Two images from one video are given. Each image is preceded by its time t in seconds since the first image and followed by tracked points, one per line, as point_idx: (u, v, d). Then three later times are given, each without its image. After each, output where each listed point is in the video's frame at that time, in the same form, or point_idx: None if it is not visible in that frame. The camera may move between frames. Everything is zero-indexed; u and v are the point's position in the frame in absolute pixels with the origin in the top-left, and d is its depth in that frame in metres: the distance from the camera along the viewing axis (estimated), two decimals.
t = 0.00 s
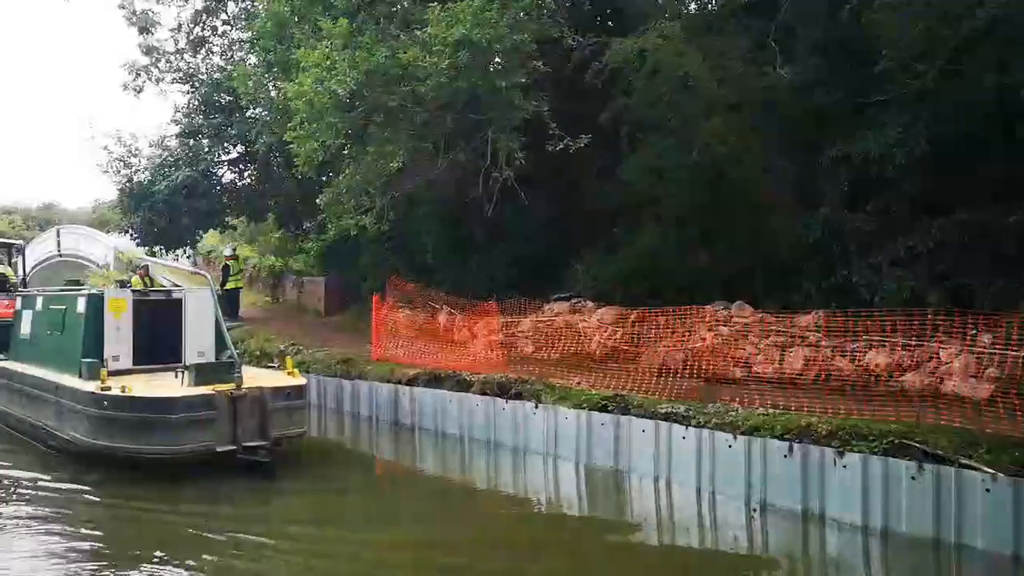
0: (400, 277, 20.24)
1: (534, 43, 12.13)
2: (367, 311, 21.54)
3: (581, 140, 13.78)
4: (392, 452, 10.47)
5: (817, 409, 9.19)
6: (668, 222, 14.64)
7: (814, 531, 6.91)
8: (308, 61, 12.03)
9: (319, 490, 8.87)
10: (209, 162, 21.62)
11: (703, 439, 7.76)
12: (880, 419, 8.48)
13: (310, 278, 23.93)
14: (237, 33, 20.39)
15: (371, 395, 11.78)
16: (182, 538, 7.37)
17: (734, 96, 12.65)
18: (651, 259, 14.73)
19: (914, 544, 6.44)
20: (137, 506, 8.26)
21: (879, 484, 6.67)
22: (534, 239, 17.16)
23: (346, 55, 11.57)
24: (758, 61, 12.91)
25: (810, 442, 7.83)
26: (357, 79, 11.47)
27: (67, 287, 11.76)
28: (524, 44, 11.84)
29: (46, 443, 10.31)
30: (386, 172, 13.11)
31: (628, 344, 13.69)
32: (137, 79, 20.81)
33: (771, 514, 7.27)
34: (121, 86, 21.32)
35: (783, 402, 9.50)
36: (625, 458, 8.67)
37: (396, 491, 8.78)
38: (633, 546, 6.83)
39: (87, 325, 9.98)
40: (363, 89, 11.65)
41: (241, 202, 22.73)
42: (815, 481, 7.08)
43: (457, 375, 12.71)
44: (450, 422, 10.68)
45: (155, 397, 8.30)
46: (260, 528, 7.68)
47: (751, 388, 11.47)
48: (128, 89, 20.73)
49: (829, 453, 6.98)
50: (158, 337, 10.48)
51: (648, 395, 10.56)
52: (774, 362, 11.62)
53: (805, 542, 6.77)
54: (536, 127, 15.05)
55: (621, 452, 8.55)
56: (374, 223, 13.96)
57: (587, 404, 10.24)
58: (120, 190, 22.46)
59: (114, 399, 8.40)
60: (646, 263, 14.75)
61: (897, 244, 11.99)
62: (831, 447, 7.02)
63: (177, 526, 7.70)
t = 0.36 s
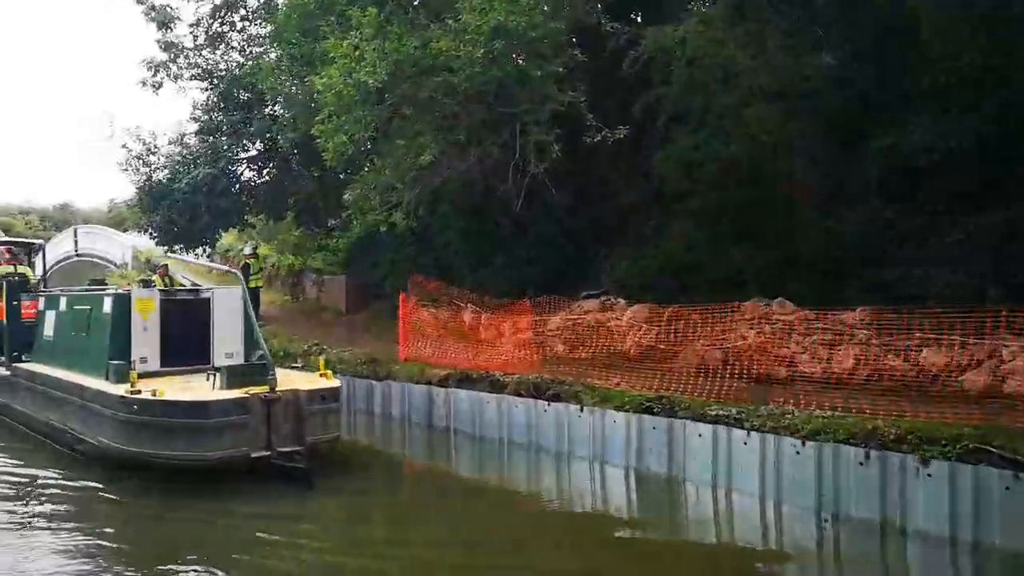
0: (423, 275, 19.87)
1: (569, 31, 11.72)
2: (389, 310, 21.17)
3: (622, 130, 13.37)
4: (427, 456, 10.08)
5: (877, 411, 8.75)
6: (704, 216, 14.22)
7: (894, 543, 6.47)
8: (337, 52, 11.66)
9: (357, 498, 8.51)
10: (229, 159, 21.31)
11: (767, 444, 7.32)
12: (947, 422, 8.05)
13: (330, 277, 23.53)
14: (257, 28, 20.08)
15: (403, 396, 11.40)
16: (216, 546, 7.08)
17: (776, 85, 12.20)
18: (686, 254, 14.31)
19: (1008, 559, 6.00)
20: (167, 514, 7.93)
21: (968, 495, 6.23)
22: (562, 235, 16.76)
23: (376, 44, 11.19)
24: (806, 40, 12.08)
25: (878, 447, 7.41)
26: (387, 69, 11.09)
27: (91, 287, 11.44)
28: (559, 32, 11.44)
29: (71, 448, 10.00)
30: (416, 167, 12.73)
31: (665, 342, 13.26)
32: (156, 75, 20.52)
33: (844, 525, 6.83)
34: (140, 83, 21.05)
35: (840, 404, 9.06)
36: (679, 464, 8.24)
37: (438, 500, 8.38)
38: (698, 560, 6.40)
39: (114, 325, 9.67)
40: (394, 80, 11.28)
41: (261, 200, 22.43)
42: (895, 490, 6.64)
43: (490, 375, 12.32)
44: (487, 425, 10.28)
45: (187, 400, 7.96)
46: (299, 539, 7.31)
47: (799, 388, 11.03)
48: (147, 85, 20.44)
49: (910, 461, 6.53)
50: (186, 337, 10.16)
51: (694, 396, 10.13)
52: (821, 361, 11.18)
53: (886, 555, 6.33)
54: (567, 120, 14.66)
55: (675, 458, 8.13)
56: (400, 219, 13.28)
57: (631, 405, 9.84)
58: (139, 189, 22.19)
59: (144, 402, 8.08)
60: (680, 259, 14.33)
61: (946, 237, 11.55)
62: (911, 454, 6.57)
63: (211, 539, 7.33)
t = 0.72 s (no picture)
0: (438, 270, 19.47)
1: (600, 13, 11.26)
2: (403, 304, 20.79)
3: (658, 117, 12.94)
4: (456, 456, 9.67)
5: (933, 412, 8.29)
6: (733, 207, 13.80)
7: (970, 554, 5.98)
8: (359, 36, 11.22)
9: (386, 500, 8.10)
10: (239, 150, 20.95)
11: (827, 447, 6.85)
12: (1011, 425, 7.61)
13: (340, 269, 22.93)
14: (269, 16, 19.67)
15: (428, 395, 10.98)
16: (240, 549, 6.71)
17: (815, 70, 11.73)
18: (715, 247, 13.89)
19: None
20: (190, 517, 7.54)
21: None
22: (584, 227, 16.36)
23: (399, 27, 10.75)
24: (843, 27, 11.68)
25: (943, 451, 6.95)
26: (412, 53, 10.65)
27: (104, 281, 11.06)
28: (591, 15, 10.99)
29: (86, 448, 9.63)
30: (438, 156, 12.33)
31: (695, 338, 12.79)
32: (166, 64, 20.12)
33: (912, 533, 6.35)
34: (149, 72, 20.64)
35: (891, 403, 8.62)
36: (727, 467, 7.77)
37: (470, 504, 7.93)
38: (757, 570, 5.95)
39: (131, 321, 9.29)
40: (419, 65, 10.88)
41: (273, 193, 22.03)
42: (971, 496, 6.16)
43: (516, 372, 11.92)
44: (518, 425, 9.84)
45: (209, 400, 7.56)
46: (323, 545, 6.85)
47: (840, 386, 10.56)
48: (157, 74, 20.04)
49: (989, 467, 6.04)
50: (204, 334, 9.76)
51: (735, 395, 9.68)
52: (864, 358, 10.71)
53: (963, 566, 5.85)
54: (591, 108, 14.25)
55: (723, 460, 7.70)
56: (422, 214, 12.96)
57: (668, 405, 9.41)
58: (147, 181, 21.80)
59: (165, 402, 7.67)
60: (708, 251, 13.92)
61: (989, 230, 11.15)
62: (990, 459, 6.08)
63: (231, 541, 6.90)
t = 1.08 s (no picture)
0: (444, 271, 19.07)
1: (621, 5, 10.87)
2: (407, 305, 20.39)
3: (683, 113, 12.55)
4: (476, 467, 9.22)
5: (981, 418, 7.90)
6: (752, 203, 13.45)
7: None
8: (371, 27, 10.80)
9: (407, 513, 7.66)
10: (238, 150, 20.51)
11: (883, 458, 6.42)
12: None
13: (343, 273, 22.64)
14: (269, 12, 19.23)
15: (444, 401, 10.56)
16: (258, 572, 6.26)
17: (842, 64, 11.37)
18: (734, 244, 13.55)
19: None
20: (205, 533, 7.09)
21: None
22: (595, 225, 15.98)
23: (415, 18, 10.33)
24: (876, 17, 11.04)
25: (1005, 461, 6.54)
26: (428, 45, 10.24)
27: (106, 284, 10.62)
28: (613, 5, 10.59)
29: (88, 459, 9.16)
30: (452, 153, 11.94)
31: (716, 341, 12.39)
32: (163, 61, 19.66)
33: (980, 551, 5.92)
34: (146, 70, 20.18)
35: (936, 409, 8.22)
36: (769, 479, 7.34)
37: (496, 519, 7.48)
38: None
39: (135, 325, 8.83)
40: (434, 57, 10.47)
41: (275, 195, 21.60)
42: None
43: (533, 376, 11.51)
44: (540, 433, 9.40)
45: (223, 410, 7.10)
46: (347, 567, 6.40)
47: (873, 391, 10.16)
48: (154, 72, 19.58)
49: None
50: (211, 338, 9.39)
51: (766, 400, 9.27)
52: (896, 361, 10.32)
53: None
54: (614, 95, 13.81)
55: (766, 470, 7.27)
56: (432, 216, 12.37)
57: (698, 411, 8.99)
58: (144, 181, 21.33)
59: (174, 412, 7.22)
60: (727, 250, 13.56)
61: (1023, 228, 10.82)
62: None
63: (248, 565, 6.43)
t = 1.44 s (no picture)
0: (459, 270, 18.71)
1: None
2: (422, 305, 20.04)
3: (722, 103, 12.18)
4: (508, 473, 8.82)
5: None
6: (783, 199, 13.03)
7: None
8: (395, 17, 10.42)
9: (440, 523, 7.25)
10: (249, 147, 20.17)
11: (955, 468, 6.02)
12: None
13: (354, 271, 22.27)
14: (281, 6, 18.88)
15: (471, 404, 10.17)
16: None
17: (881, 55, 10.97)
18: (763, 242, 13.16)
19: None
20: (229, 546, 6.70)
21: None
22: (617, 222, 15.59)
23: (441, 7, 9.95)
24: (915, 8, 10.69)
25: None
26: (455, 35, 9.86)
27: (120, 283, 10.26)
28: None
29: (103, 465, 8.79)
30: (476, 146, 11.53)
31: (747, 342, 11.98)
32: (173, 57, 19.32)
33: None
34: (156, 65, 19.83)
35: (996, 414, 7.80)
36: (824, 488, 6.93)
37: (534, 529, 7.08)
38: None
39: (154, 324, 8.47)
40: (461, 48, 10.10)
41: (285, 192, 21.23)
42: None
43: (561, 379, 11.12)
44: (574, 438, 9.01)
45: (247, 415, 6.72)
46: None
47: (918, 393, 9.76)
48: (164, 67, 19.24)
49: None
50: (231, 339, 9.05)
51: (811, 403, 8.87)
52: (942, 363, 9.91)
53: None
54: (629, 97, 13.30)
55: (823, 480, 6.85)
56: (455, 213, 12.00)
57: (740, 416, 8.60)
58: (154, 179, 20.99)
59: (197, 417, 6.85)
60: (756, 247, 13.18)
61: None
62: None
63: None
